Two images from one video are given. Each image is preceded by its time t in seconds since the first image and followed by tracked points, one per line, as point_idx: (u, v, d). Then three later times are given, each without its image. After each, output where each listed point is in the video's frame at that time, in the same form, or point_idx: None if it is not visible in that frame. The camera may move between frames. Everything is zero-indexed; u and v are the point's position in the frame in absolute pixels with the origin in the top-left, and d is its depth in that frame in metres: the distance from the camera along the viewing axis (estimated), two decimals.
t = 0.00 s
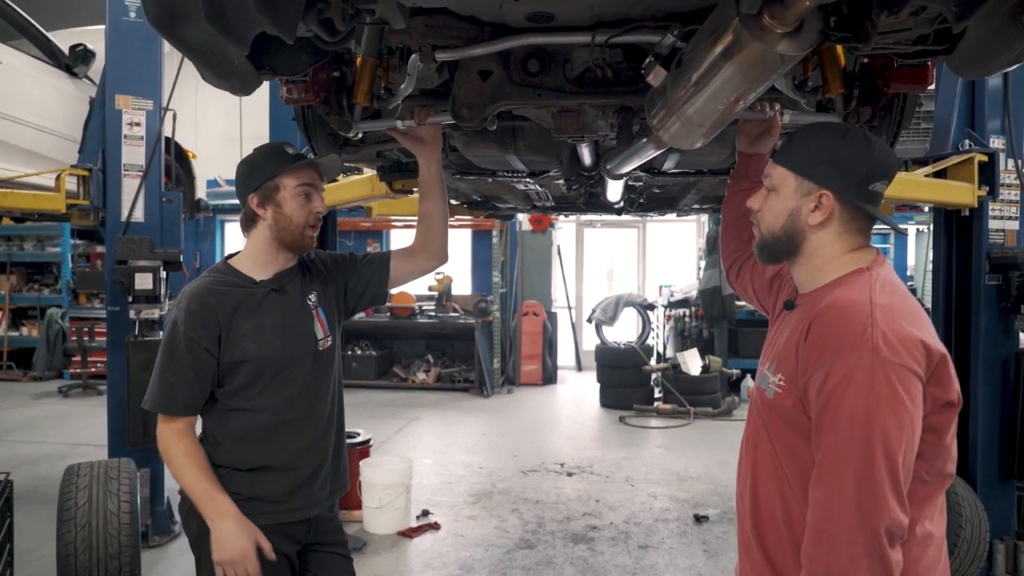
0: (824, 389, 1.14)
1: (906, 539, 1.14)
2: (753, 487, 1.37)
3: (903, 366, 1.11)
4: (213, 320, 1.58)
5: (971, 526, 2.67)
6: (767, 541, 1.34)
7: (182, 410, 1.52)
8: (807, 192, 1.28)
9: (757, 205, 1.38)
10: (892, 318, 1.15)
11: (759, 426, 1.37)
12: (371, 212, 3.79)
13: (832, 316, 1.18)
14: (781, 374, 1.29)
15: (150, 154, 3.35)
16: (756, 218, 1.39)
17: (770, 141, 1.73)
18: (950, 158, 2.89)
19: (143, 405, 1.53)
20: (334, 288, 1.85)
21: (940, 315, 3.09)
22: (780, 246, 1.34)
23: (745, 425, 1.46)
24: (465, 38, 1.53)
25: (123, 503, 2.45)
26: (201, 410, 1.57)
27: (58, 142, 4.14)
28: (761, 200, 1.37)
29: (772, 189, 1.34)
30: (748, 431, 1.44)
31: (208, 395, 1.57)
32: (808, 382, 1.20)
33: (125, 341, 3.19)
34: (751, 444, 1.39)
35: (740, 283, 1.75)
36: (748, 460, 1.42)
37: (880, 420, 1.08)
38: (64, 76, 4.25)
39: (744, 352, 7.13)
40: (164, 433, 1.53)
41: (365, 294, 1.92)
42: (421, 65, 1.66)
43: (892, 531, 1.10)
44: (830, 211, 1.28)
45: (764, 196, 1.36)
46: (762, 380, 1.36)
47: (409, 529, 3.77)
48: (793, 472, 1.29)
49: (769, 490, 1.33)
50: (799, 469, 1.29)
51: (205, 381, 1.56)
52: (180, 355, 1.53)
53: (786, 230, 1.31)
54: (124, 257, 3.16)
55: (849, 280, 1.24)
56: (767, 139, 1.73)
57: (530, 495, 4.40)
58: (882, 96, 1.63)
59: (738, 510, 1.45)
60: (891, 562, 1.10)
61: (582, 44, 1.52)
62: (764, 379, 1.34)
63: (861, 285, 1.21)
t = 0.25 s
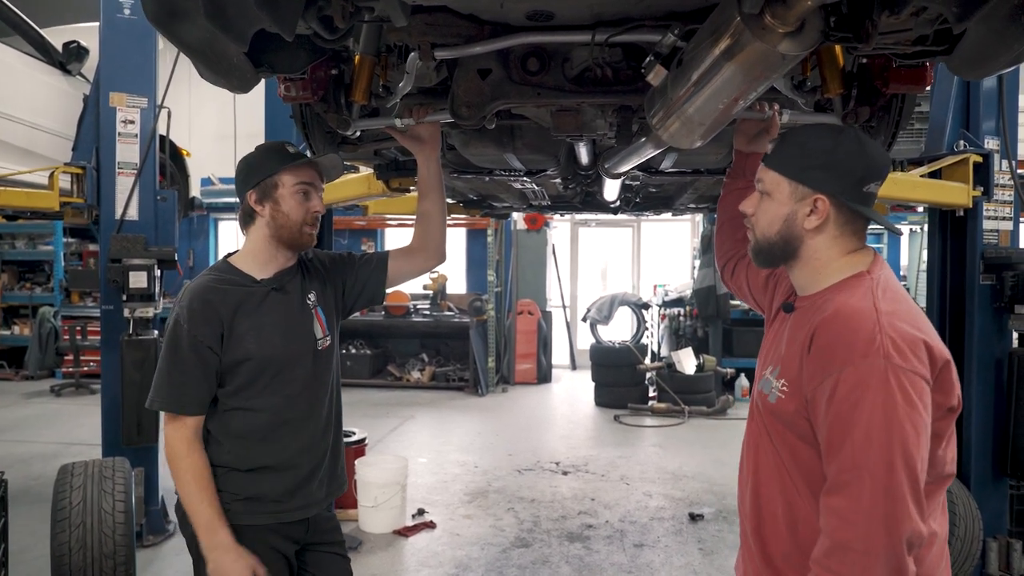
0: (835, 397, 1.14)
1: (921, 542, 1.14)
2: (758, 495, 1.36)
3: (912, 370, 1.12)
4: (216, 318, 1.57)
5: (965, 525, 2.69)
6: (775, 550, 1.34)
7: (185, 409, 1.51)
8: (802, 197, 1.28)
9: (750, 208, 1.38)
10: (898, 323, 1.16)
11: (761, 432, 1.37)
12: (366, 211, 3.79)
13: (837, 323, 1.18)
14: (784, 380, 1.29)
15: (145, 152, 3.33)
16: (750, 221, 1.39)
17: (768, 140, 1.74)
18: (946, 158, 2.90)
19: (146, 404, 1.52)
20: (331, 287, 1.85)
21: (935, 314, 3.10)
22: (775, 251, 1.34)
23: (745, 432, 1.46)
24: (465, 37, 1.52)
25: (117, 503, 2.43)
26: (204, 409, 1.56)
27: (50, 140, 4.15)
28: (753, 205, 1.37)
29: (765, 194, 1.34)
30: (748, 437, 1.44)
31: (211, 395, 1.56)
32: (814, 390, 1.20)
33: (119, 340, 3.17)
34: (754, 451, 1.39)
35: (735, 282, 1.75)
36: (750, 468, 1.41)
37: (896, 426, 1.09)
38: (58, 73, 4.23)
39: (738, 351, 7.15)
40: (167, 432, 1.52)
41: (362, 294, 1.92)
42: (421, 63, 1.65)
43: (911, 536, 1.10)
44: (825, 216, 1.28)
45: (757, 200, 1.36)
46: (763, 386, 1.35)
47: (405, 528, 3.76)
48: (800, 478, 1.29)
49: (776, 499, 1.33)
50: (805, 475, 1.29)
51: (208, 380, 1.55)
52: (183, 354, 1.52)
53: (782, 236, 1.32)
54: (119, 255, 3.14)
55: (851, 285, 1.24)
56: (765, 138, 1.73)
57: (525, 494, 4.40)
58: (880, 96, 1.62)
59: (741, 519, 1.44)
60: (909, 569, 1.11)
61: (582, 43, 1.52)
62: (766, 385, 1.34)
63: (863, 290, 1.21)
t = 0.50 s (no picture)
0: (828, 407, 1.14)
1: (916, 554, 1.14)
2: (757, 501, 1.37)
3: (906, 381, 1.12)
4: (213, 319, 1.56)
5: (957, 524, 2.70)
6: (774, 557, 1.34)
7: (183, 412, 1.50)
8: (804, 199, 1.28)
9: (748, 210, 1.38)
10: (892, 333, 1.16)
11: (762, 439, 1.38)
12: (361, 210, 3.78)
13: (832, 333, 1.18)
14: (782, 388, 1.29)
15: (138, 150, 3.31)
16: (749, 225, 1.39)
17: (766, 141, 1.75)
18: (938, 159, 2.92)
19: (142, 407, 1.50)
20: (326, 286, 1.85)
21: (928, 314, 3.12)
22: (775, 252, 1.34)
23: (747, 438, 1.46)
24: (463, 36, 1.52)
25: (110, 503, 2.42)
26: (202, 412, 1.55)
27: (42, 138, 4.10)
28: (753, 206, 1.37)
29: (764, 194, 1.34)
30: (750, 443, 1.44)
31: (209, 397, 1.55)
32: (810, 399, 1.20)
33: (112, 339, 3.16)
34: (755, 458, 1.40)
35: (734, 280, 1.75)
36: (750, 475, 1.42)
37: (888, 437, 1.09)
38: (49, 70, 4.17)
39: (731, 350, 7.16)
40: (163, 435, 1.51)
41: (357, 294, 1.91)
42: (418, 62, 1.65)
43: (903, 549, 1.10)
44: (827, 219, 1.28)
45: (755, 201, 1.37)
46: (761, 393, 1.36)
47: (399, 528, 3.76)
48: (800, 485, 1.30)
49: (775, 506, 1.34)
50: (804, 483, 1.29)
51: (207, 382, 1.54)
52: (181, 355, 1.51)
53: (782, 236, 1.31)
54: (112, 254, 3.13)
55: (846, 293, 1.24)
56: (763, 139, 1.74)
57: (520, 493, 4.40)
58: (877, 97, 1.64)
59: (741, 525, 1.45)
60: None
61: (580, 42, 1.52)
62: (765, 392, 1.34)
63: (859, 299, 1.21)
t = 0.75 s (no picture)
0: (844, 406, 1.16)
1: (937, 543, 1.17)
2: (770, 503, 1.39)
3: (918, 374, 1.14)
4: (204, 320, 1.55)
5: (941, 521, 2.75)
6: (789, 558, 1.36)
7: (176, 412, 1.48)
8: (801, 208, 1.30)
9: (747, 218, 1.40)
10: (900, 328, 1.18)
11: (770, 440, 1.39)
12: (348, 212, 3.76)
13: (842, 331, 1.20)
14: (790, 390, 1.31)
15: (122, 151, 3.27)
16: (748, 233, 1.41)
17: (762, 143, 1.78)
18: (922, 162, 2.96)
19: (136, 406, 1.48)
20: (318, 291, 1.84)
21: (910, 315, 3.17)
22: (774, 260, 1.36)
23: (753, 440, 1.48)
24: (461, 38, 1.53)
25: (96, 509, 2.39)
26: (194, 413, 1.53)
27: (23, 137, 4.03)
28: (752, 214, 1.39)
29: (763, 204, 1.36)
30: (757, 445, 1.46)
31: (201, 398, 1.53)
32: (821, 399, 1.22)
33: (96, 342, 3.11)
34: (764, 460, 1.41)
35: (730, 282, 1.76)
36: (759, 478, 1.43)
37: (906, 431, 1.11)
38: (30, 69, 4.12)
39: (714, 351, 7.22)
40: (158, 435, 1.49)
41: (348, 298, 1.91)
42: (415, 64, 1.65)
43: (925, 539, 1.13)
44: (825, 226, 1.30)
45: (754, 211, 1.39)
46: (768, 396, 1.37)
47: (387, 531, 3.74)
48: (812, 485, 1.31)
49: (789, 508, 1.35)
50: (816, 482, 1.31)
51: (198, 382, 1.52)
52: (175, 354, 1.49)
53: (781, 244, 1.34)
54: (95, 256, 3.08)
55: (851, 292, 1.27)
56: (759, 141, 1.78)
57: (507, 495, 4.40)
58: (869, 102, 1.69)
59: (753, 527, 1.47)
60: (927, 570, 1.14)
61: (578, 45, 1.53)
62: (772, 395, 1.36)
63: (864, 298, 1.24)
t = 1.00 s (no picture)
0: (848, 409, 1.16)
1: (940, 542, 1.18)
2: (771, 504, 1.39)
3: (921, 376, 1.15)
4: (201, 321, 1.55)
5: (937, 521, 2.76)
6: (791, 558, 1.36)
7: (169, 414, 1.48)
8: (805, 210, 1.31)
9: (751, 218, 1.41)
10: (903, 331, 1.19)
11: (771, 441, 1.40)
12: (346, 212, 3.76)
13: (845, 334, 1.21)
14: (792, 390, 1.31)
15: (119, 152, 3.26)
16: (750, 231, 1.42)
17: (761, 145, 1.78)
18: (918, 164, 2.98)
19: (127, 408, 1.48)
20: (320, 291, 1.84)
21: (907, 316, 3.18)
22: (777, 262, 1.37)
23: (754, 442, 1.48)
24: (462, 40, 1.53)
25: (94, 510, 2.38)
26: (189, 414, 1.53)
27: (17, 137, 4.02)
28: (755, 215, 1.40)
29: (767, 205, 1.37)
30: (757, 446, 1.47)
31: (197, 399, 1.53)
32: (825, 401, 1.22)
33: (93, 343, 3.10)
34: (765, 462, 1.42)
35: (731, 283, 1.77)
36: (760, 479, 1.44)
37: (911, 433, 1.12)
38: (26, 70, 4.11)
39: (710, 352, 7.23)
40: (151, 438, 1.48)
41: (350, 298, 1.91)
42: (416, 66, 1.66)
43: (930, 539, 1.14)
44: (829, 229, 1.31)
45: (757, 210, 1.40)
46: (770, 397, 1.38)
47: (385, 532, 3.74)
48: (814, 486, 1.32)
49: (791, 509, 1.36)
50: (818, 483, 1.32)
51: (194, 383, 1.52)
52: (168, 356, 1.49)
53: (785, 246, 1.35)
54: (92, 257, 3.08)
55: (853, 295, 1.28)
56: (758, 143, 1.78)
57: (505, 496, 4.40)
58: (867, 104, 1.70)
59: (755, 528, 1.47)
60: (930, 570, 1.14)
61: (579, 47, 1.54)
62: (773, 396, 1.37)
63: (866, 301, 1.24)
